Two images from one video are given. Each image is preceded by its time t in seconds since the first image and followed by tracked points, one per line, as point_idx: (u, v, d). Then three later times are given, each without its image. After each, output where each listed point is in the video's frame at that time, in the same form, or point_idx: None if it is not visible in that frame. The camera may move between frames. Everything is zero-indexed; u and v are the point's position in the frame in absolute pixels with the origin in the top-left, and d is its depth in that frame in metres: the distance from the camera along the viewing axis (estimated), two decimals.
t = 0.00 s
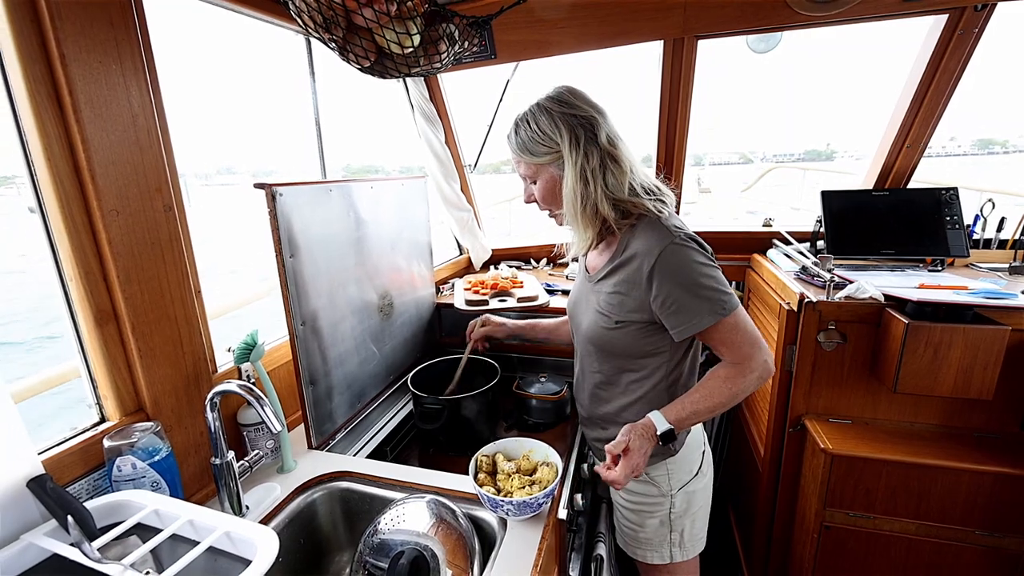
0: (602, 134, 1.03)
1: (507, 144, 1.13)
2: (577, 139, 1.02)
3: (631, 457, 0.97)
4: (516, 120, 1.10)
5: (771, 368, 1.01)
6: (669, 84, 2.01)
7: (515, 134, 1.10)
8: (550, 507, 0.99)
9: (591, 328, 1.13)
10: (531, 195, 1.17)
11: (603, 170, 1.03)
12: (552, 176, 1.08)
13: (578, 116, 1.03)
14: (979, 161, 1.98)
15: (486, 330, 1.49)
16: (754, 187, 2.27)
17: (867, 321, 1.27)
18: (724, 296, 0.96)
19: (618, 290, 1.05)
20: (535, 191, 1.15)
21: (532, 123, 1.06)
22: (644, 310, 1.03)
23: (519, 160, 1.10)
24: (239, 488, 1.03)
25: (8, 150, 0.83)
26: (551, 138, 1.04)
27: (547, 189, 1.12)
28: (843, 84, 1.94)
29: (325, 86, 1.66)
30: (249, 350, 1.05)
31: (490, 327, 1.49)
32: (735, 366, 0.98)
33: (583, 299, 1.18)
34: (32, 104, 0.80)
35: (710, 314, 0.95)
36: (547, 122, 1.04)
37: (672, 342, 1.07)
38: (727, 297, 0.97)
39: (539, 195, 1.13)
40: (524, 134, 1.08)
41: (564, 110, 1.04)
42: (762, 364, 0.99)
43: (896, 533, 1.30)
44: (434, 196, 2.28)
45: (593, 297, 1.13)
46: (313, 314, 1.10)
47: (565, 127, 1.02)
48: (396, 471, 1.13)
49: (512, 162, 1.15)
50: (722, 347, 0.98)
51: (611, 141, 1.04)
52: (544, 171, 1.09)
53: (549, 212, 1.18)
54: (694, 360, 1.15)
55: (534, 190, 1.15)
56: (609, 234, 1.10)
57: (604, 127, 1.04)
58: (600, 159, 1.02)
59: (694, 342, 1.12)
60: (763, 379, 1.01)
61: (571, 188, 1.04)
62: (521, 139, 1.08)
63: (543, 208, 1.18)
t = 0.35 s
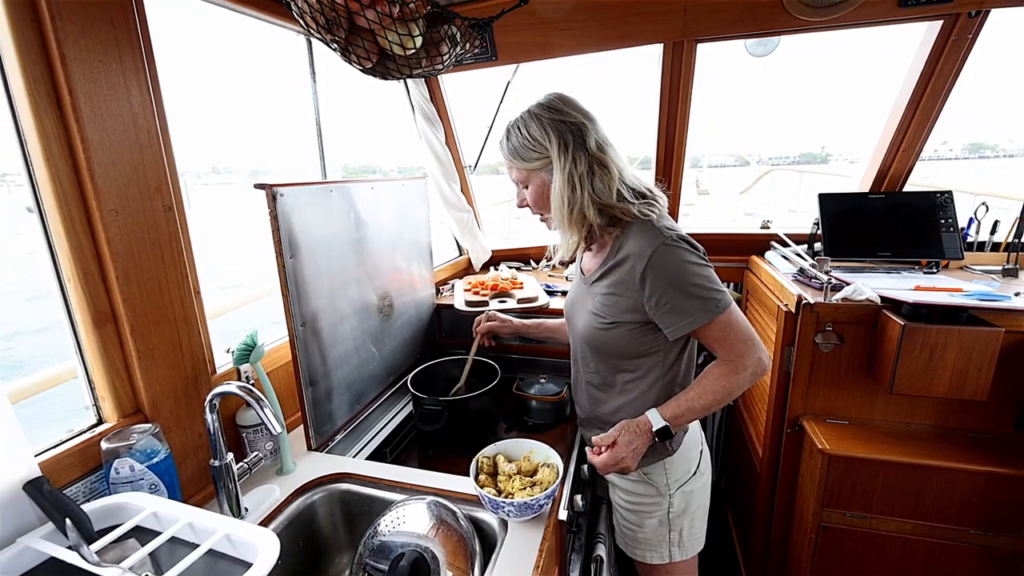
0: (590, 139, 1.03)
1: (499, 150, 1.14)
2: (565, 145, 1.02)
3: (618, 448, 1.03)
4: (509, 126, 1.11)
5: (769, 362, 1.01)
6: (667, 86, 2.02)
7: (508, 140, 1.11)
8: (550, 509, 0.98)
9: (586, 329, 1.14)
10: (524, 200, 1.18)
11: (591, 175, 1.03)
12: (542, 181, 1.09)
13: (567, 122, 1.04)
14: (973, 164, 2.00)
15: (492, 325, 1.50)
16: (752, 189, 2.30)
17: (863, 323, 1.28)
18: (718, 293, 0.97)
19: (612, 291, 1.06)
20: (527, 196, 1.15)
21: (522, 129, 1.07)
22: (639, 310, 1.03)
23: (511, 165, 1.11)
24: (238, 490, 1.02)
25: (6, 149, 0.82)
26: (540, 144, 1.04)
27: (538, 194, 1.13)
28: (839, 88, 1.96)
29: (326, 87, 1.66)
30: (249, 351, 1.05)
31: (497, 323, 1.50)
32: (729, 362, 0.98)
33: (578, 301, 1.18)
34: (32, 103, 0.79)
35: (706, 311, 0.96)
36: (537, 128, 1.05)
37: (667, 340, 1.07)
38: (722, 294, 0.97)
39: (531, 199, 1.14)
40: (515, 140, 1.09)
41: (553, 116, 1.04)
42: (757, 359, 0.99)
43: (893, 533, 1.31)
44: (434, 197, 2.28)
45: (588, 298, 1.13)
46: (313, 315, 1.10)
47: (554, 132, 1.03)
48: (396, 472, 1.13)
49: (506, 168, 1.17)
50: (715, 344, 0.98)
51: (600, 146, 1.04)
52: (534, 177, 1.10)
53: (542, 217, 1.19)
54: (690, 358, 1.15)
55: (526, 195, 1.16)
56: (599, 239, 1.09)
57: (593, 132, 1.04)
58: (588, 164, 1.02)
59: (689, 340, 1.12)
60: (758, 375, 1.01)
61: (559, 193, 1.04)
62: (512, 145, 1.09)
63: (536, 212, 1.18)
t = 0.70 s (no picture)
0: (592, 139, 1.02)
1: (501, 148, 1.14)
2: (566, 144, 1.02)
3: (614, 450, 1.03)
4: (511, 124, 1.10)
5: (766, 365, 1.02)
6: (667, 87, 2.02)
7: (510, 138, 1.11)
8: (546, 510, 0.98)
9: (585, 329, 1.13)
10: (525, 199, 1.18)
11: (591, 175, 1.02)
12: (543, 180, 1.09)
13: (569, 121, 1.03)
14: (970, 168, 2.01)
15: (491, 332, 1.49)
16: (751, 192, 2.31)
17: (860, 326, 1.29)
18: (718, 296, 0.96)
19: (612, 291, 1.05)
20: (528, 195, 1.15)
21: (524, 127, 1.07)
22: (638, 311, 1.03)
23: (513, 164, 1.11)
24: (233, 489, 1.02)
25: None
26: (541, 143, 1.04)
27: (539, 193, 1.12)
28: (839, 91, 1.96)
29: (325, 84, 1.65)
30: (245, 349, 1.04)
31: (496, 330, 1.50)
32: (727, 365, 0.98)
33: (578, 301, 1.18)
34: (26, 97, 0.79)
35: (706, 314, 0.96)
36: (539, 127, 1.05)
37: (666, 342, 1.07)
38: (722, 297, 0.97)
39: (532, 198, 1.14)
40: (517, 138, 1.08)
41: (555, 115, 1.04)
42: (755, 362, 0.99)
43: (888, 536, 1.31)
44: (432, 196, 2.27)
45: (588, 298, 1.13)
46: (309, 314, 1.09)
47: (555, 132, 1.03)
48: (391, 472, 1.13)
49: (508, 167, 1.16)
50: (715, 347, 0.98)
51: (601, 146, 1.04)
52: (536, 175, 1.09)
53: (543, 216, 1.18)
54: (688, 360, 1.15)
55: (527, 194, 1.16)
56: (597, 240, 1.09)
57: (594, 132, 1.03)
58: (588, 164, 1.02)
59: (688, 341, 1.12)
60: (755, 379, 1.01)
61: (559, 193, 1.03)
62: (514, 144, 1.09)
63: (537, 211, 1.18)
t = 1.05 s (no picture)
0: (607, 136, 1.00)
1: (530, 131, 1.16)
2: (580, 137, 1.02)
3: (607, 444, 1.03)
4: (541, 110, 1.11)
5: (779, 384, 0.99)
6: (669, 86, 2.00)
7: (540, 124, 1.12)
8: (546, 513, 0.97)
9: (596, 327, 1.12)
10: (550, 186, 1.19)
11: (600, 171, 1.01)
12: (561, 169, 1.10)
13: (590, 112, 1.02)
14: (974, 169, 1.99)
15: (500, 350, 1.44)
16: (751, 192, 2.29)
17: (865, 328, 1.27)
18: (734, 308, 0.95)
19: (627, 291, 1.04)
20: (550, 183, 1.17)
21: (551, 114, 1.07)
22: (651, 314, 1.02)
23: (539, 150, 1.13)
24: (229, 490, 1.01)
25: None
26: (559, 132, 1.05)
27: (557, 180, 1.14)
28: (842, 90, 1.94)
29: (324, 81, 1.64)
30: (242, 349, 1.03)
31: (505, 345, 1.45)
32: (737, 380, 0.97)
33: (592, 297, 1.16)
34: (21, 92, 0.77)
35: (719, 326, 0.94)
36: (561, 116, 1.05)
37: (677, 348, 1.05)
38: (738, 310, 0.96)
39: (552, 186, 1.16)
40: (544, 125, 1.10)
41: (579, 106, 1.03)
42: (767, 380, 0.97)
43: (892, 541, 1.30)
44: (432, 195, 2.26)
45: (602, 295, 1.11)
46: (307, 313, 1.08)
47: (573, 123, 1.03)
48: (390, 473, 1.11)
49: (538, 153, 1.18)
50: (729, 362, 0.97)
51: (618, 143, 1.01)
52: (556, 164, 1.11)
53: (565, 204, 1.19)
54: (698, 368, 1.13)
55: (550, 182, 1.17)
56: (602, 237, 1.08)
57: (614, 127, 1.01)
58: (598, 160, 1.01)
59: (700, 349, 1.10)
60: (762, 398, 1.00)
61: (568, 185, 1.04)
62: (541, 130, 1.11)
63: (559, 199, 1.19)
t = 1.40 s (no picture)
0: (637, 125, 1.00)
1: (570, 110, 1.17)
2: (611, 122, 1.02)
3: (581, 420, 1.06)
4: (582, 91, 1.12)
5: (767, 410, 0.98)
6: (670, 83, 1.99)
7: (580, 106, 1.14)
8: (545, 515, 0.95)
9: (607, 320, 1.12)
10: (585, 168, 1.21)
11: (627, 159, 1.02)
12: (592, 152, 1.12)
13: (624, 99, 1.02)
14: (976, 169, 1.98)
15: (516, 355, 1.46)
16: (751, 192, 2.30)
17: (868, 328, 1.26)
18: (736, 321, 0.91)
19: (637, 287, 1.03)
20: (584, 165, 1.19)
21: (589, 96, 1.08)
22: (657, 313, 1.00)
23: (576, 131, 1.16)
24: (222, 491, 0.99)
25: None
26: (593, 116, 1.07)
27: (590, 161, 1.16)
28: (846, 88, 1.93)
29: (320, 76, 1.61)
30: (235, 347, 1.01)
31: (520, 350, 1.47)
32: (728, 397, 0.94)
33: (608, 290, 1.16)
34: (4, 82, 0.75)
35: (716, 336, 0.91)
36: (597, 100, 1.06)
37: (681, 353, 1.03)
38: (741, 323, 0.92)
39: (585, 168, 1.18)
40: (581, 107, 1.11)
41: (615, 91, 1.03)
42: (757, 409, 0.96)
43: (893, 544, 1.29)
44: (430, 193, 2.23)
45: (616, 289, 1.11)
46: (302, 311, 1.06)
47: (606, 108, 1.03)
48: (387, 475, 1.09)
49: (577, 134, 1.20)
50: (728, 382, 0.93)
51: (649, 134, 1.01)
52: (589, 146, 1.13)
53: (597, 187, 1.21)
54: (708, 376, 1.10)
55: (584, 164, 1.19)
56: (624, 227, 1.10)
57: (647, 117, 1.01)
58: (625, 148, 1.02)
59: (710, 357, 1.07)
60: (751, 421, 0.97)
61: (595, 168, 1.07)
62: (579, 112, 1.12)
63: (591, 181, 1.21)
